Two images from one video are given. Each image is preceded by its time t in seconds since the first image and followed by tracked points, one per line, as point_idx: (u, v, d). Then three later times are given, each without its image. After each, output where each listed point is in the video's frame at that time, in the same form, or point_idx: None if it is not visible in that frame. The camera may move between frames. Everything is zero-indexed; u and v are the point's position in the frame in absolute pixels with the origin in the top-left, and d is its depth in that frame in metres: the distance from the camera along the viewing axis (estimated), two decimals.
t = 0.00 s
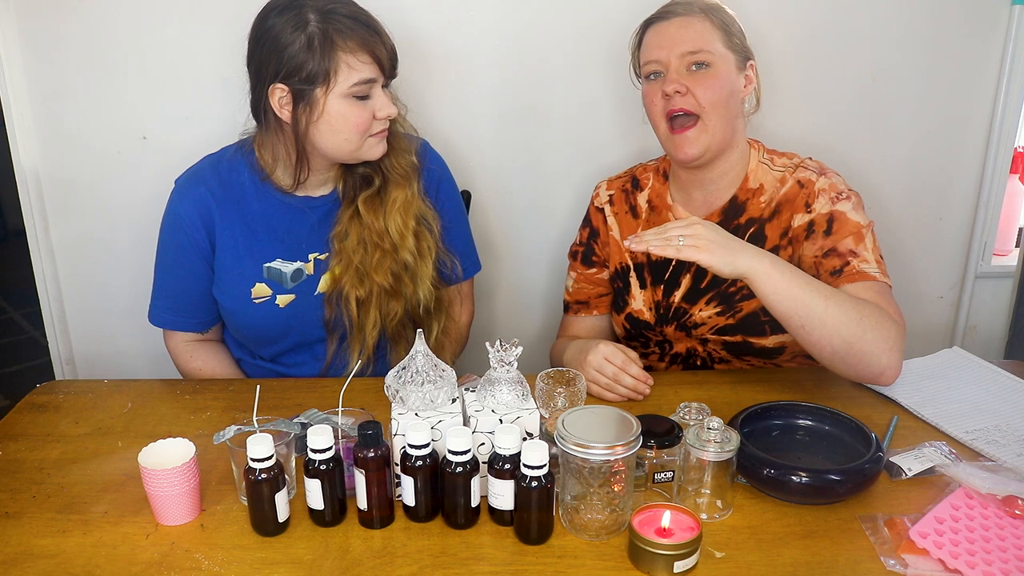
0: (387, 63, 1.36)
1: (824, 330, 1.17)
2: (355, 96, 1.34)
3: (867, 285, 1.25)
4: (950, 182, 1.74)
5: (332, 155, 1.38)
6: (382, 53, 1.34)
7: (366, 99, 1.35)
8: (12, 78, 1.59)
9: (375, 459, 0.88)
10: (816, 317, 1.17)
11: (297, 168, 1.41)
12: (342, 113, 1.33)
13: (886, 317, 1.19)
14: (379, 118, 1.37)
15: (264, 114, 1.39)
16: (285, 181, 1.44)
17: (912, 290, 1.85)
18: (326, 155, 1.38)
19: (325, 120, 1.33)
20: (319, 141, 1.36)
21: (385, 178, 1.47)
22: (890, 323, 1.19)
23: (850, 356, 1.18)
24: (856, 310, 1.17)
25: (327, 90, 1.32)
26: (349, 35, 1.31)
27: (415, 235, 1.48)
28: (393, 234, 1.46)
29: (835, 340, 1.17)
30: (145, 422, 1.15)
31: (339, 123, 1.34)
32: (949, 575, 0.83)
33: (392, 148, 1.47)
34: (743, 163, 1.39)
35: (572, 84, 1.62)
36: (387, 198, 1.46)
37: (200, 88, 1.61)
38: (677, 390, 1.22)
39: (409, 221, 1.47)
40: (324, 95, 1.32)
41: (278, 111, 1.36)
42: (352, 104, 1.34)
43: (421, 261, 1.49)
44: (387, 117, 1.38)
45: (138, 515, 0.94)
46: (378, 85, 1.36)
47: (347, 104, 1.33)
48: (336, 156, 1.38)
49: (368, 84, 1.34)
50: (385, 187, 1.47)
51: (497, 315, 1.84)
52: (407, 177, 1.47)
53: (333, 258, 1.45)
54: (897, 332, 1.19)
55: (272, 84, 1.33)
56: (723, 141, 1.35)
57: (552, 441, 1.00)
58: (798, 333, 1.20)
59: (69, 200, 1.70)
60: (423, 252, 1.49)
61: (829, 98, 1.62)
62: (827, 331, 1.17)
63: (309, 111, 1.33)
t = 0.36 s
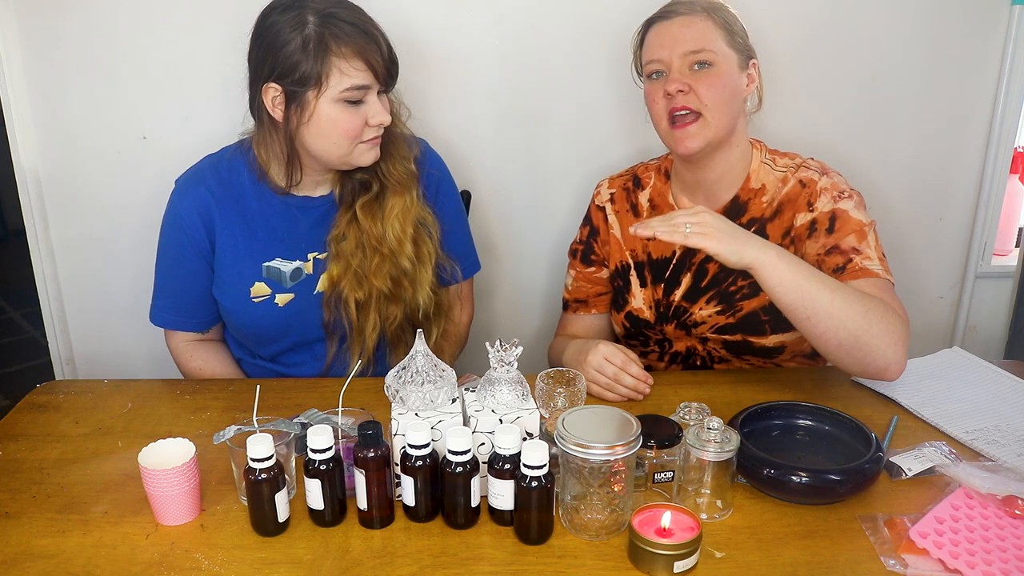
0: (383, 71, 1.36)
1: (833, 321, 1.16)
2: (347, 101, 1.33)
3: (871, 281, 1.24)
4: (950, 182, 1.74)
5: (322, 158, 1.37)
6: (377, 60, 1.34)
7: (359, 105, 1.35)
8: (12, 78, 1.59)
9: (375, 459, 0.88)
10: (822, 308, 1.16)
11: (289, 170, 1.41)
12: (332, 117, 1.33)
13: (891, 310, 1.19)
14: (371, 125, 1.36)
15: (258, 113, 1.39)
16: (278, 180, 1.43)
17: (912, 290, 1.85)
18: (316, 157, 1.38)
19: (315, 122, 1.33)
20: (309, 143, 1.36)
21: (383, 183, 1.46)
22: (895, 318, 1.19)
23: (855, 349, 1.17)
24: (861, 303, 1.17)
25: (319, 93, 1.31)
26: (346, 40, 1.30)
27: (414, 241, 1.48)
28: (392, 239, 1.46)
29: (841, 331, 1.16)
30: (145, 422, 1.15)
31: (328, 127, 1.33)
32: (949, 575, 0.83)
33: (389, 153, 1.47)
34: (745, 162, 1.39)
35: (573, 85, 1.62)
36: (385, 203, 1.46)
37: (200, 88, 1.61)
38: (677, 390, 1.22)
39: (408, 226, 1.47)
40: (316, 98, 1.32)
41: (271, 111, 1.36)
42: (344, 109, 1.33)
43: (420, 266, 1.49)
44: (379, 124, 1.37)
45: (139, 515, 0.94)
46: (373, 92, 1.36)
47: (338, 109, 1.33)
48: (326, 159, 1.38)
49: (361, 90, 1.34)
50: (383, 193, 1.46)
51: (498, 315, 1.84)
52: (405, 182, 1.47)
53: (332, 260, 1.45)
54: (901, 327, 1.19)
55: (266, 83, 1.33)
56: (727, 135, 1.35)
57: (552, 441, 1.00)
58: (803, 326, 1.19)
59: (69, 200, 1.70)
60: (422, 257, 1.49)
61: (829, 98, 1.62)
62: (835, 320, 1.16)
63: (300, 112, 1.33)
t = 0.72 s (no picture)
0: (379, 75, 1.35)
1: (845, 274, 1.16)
2: (343, 104, 1.33)
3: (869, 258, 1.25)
4: (950, 182, 1.74)
5: (315, 159, 1.38)
6: (374, 66, 1.33)
7: (354, 109, 1.34)
8: (11, 78, 1.59)
9: (375, 459, 0.88)
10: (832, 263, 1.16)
11: (284, 171, 1.42)
12: (326, 120, 1.33)
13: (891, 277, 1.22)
14: (366, 128, 1.36)
15: (256, 111, 1.39)
16: (275, 178, 1.43)
17: (913, 290, 1.85)
18: (311, 158, 1.38)
19: (309, 124, 1.34)
20: (304, 144, 1.36)
21: (382, 185, 1.46)
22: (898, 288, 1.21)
23: (859, 308, 1.18)
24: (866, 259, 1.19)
25: (314, 95, 1.32)
26: (343, 44, 1.30)
27: (414, 241, 1.48)
28: (392, 241, 1.46)
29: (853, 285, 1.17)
30: (145, 422, 1.15)
31: (323, 128, 1.34)
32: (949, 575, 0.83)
33: (387, 155, 1.46)
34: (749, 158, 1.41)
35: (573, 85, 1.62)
36: (385, 205, 1.46)
37: (200, 88, 1.61)
38: (677, 390, 1.22)
39: (408, 228, 1.47)
40: (311, 100, 1.32)
41: (267, 110, 1.36)
42: (339, 112, 1.33)
43: (419, 268, 1.49)
44: (373, 129, 1.37)
45: (138, 515, 0.94)
46: (369, 96, 1.35)
47: (333, 111, 1.33)
48: (319, 160, 1.38)
49: (357, 94, 1.33)
50: (383, 195, 1.46)
51: (498, 315, 1.84)
52: (401, 186, 1.47)
53: (332, 260, 1.45)
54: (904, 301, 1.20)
55: (262, 82, 1.34)
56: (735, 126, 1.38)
57: (552, 441, 1.00)
58: (811, 281, 1.19)
59: (69, 200, 1.70)
60: (422, 259, 1.49)
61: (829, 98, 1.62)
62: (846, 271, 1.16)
63: (296, 113, 1.33)
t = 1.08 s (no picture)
0: (382, 78, 1.35)
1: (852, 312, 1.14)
2: (344, 107, 1.33)
3: (870, 274, 1.24)
4: (951, 182, 1.74)
5: (316, 161, 1.38)
6: (377, 69, 1.33)
7: (356, 112, 1.34)
8: (12, 78, 1.59)
9: (375, 459, 0.88)
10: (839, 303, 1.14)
11: (285, 171, 1.42)
12: (327, 122, 1.33)
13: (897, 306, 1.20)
14: (368, 132, 1.36)
15: (259, 111, 1.39)
16: (277, 178, 1.42)
17: (912, 290, 1.85)
18: (312, 159, 1.38)
19: (310, 126, 1.33)
20: (305, 146, 1.36)
21: (385, 188, 1.46)
22: (898, 307, 1.20)
23: (863, 339, 1.17)
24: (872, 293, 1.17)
25: (316, 97, 1.31)
26: (346, 47, 1.30)
27: (417, 245, 1.48)
28: (394, 244, 1.46)
29: (857, 320, 1.15)
30: (145, 422, 1.15)
31: (324, 131, 1.33)
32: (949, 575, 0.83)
33: (391, 158, 1.46)
34: (746, 161, 1.40)
35: (573, 85, 1.62)
36: (388, 208, 1.46)
37: (200, 88, 1.61)
38: (677, 390, 1.22)
39: (410, 232, 1.46)
40: (312, 102, 1.32)
41: (269, 110, 1.37)
42: (341, 116, 1.33)
43: (421, 271, 1.48)
44: (375, 132, 1.37)
45: (139, 515, 0.94)
46: (371, 99, 1.35)
47: (335, 114, 1.33)
48: (319, 162, 1.38)
49: (359, 97, 1.33)
50: (386, 197, 1.46)
51: (498, 315, 1.84)
52: (405, 189, 1.46)
53: (334, 261, 1.45)
54: (905, 318, 1.20)
55: (265, 83, 1.34)
56: (729, 129, 1.36)
57: (552, 441, 1.00)
58: (818, 318, 1.16)
59: (69, 200, 1.70)
60: (424, 262, 1.48)
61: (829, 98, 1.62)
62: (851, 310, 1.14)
63: (297, 115, 1.33)
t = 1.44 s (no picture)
0: (377, 58, 1.34)
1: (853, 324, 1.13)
2: (338, 86, 1.32)
3: (872, 271, 1.24)
4: (951, 182, 1.74)
5: (311, 141, 1.38)
6: (371, 48, 1.32)
7: (350, 91, 1.34)
8: (12, 78, 1.59)
9: (375, 459, 0.88)
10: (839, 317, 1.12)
11: (282, 153, 1.42)
12: (321, 101, 1.32)
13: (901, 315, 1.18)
14: (362, 113, 1.36)
15: (255, 91, 1.40)
16: (274, 160, 1.43)
17: (912, 290, 1.85)
18: (306, 139, 1.38)
19: (305, 105, 1.33)
20: (300, 125, 1.36)
21: (387, 170, 1.47)
22: (903, 308, 1.18)
23: (868, 343, 1.15)
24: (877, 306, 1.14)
25: (310, 75, 1.31)
26: (341, 26, 1.29)
27: (420, 227, 1.47)
28: (397, 226, 1.46)
29: (859, 331, 1.14)
30: (145, 422, 1.15)
31: (318, 110, 1.33)
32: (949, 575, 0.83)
33: (393, 140, 1.46)
34: (743, 159, 1.39)
35: (573, 86, 1.62)
36: (391, 190, 1.46)
37: (200, 88, 1.61)
38: (677, 390, 1.22)
39: (413, 213, 1.46)
40: (307, 81, 1.31)
41: (265, 89, 1.36)
42: (335, 95, 1.33)
43: (426, 254, 1.48)
44: (370, 112, 1.36)
45: (138, 515, 0.94)
46: (366, 79, 1.34)
47: (329, 93, 1.32)
48: (314, 143, 1.38)
49: (353, 76, 1.32)
50: (389, 179, 1.47)
51: (498, 315, 1.84)
52: (407, 171, 1.47)
53: (339, 249, 1.45)
54: (909, 319, 1.18)
55: (260, 61, 1.34)
56: (724, 130, 1.37)
57: (552, 441, 1.00)
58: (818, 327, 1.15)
59: (69, 200, 1.70)
60: (429, 244, 1.48)
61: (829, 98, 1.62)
62: (854, 326, 1.13)
63: (292, 93, 1.33)
